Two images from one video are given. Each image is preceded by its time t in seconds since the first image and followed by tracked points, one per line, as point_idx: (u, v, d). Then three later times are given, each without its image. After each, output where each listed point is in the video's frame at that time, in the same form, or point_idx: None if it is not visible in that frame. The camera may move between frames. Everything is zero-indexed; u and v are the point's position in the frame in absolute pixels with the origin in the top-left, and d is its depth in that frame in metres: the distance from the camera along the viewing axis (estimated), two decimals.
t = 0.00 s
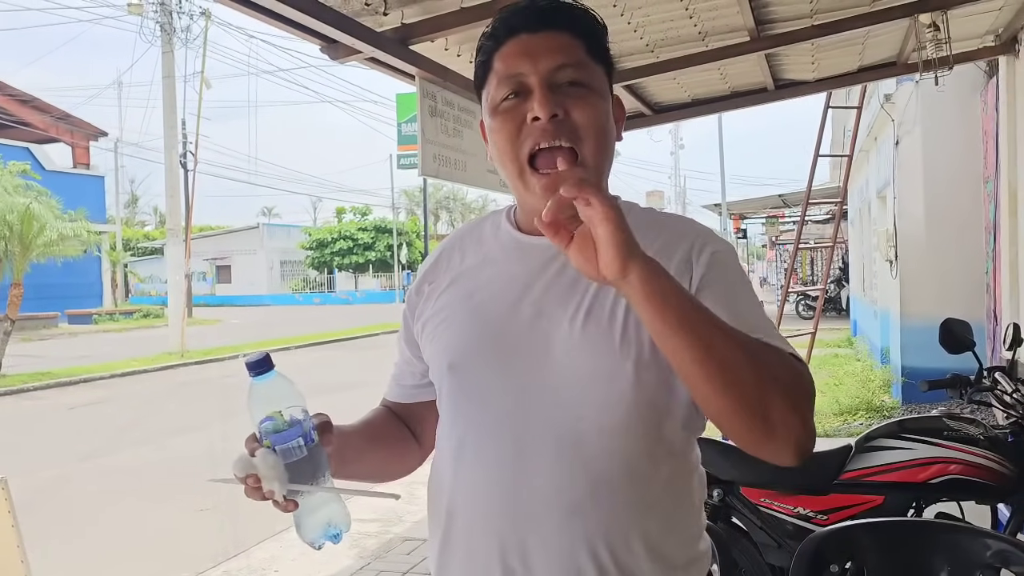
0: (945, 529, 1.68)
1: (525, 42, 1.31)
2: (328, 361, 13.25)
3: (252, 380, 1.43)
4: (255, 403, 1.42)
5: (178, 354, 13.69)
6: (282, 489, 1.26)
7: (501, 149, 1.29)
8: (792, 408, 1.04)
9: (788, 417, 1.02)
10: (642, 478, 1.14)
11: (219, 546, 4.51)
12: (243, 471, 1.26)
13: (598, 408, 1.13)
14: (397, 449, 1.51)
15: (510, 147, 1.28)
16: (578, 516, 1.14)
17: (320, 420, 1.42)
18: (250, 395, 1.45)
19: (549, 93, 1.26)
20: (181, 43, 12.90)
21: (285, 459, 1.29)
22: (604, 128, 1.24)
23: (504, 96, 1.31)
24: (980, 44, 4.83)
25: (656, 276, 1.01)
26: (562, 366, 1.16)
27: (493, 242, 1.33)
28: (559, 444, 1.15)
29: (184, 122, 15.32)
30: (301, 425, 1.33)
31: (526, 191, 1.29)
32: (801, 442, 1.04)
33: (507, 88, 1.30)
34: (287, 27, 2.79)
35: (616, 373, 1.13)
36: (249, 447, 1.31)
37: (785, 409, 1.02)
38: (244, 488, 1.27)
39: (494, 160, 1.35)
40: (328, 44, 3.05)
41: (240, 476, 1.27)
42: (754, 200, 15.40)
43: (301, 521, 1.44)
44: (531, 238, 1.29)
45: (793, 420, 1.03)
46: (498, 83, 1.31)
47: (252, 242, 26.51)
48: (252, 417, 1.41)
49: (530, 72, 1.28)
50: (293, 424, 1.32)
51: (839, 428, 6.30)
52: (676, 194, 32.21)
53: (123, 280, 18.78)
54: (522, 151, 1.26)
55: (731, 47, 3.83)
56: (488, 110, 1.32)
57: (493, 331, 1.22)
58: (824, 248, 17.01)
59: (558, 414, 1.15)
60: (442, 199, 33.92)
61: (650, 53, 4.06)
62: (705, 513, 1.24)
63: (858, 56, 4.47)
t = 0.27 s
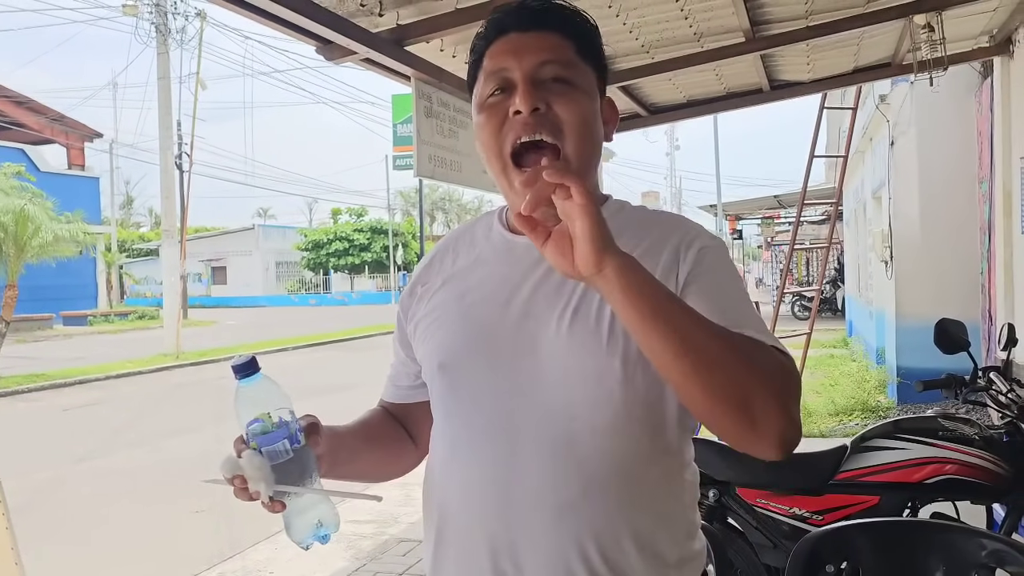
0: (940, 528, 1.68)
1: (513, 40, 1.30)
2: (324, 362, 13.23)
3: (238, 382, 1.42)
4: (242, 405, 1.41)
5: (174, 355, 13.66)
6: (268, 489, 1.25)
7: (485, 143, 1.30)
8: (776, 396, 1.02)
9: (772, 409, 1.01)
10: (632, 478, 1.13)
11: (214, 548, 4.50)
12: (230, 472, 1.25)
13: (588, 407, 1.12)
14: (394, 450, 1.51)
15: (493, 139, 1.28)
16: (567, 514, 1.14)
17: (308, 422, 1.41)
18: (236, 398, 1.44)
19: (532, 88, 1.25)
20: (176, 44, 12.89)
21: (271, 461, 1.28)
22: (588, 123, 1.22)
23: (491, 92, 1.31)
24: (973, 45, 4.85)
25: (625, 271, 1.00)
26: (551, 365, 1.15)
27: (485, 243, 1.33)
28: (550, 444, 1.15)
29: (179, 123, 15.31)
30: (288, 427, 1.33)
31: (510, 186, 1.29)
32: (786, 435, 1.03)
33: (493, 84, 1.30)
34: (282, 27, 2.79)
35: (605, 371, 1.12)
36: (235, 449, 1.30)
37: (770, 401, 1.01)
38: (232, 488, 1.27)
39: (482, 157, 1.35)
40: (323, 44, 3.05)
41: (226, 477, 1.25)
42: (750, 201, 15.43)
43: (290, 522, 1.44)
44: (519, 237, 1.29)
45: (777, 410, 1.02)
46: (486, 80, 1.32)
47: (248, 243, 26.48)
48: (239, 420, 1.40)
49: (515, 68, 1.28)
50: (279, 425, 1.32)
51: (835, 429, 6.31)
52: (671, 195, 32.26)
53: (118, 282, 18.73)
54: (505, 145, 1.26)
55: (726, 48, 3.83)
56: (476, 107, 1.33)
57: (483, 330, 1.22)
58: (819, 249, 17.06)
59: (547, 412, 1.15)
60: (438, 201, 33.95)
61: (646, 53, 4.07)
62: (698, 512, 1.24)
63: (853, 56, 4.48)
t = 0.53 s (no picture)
0: (936, 529, 1.68)
1: (494, 44, 1.29)
2: (320, 363, 13.21)
3: (230, 388, 1.42)
4: (234, 411, 1.42)
5: (171, 357, 13.63)
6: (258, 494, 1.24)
7: (468, 147, 1.30)
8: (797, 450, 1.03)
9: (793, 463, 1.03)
10: (623, 481, 1.13)
11: (210, 550, 4.49)
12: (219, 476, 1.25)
13: (577, 408, 1.12)
14: (394, 453, 1.51)
15: (474, 143, 1.28)
16: (555, 516, 1.14)
17: (300, 426, 1.41)
18: (229, 405, 1.44)
19: (510, 96, 1.24)
20: (173, 45, 12.87)
21: (262, 466, 1.28)
22: (566, 130, 1.22)
23: (474, 98, 1.31)
24: (969, 46, 4.86)
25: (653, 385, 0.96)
26: (539, 368, 1.15)
27: (476, 246, 1.32)
28: (537, 446, 1.14)
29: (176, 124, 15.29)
30: (279, 432, 1.32)
31: (496, 195, 1.29)
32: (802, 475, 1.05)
33: (475, 91, 1.30)
34: (279, 29, 2.79)
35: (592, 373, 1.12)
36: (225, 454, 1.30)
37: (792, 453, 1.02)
38: (224, 494, 1.28)
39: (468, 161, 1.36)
40: (319, 46, 3.05)
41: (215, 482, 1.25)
42: (747, 202, 15.45)
43: (284, 526, 1.42)
44: (507, 241, 1.28)
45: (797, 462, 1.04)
46: (468, 85, 1.31)
47: (244, 244, 26.41)
48: (231, 426, 1.40)
49: (494, 74, 1.27)
50: (270, 431, 1.31)
51: (831, 430, 6.32)
52: (669, 196, 32.30)
53: (115, 283, 18.69)
54: (485, 150, 1.26)
55: (723, 49, 3.83)
56: (461, 113, 1.33)
57: (472, 334, 1.22)
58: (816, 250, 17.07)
59: (535, 414, 1.15)
60: (436, 202, 33.96)
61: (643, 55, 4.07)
62: (690, 513, 1.23)
63: (850, 58, 4.49)
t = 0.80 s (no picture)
0: (936, 529, 1.68)
1: (479, 57, 1.27)
2: (319, 364, 13.19)
3: (229, 395, 1.40)
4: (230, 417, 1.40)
5: (169, 358, 13.61)
6: (258, 501, 1.24)
7: (461, 163, 1.30)
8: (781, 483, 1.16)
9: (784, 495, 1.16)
10: (622, 482, 1.13)
11: (208, 551, 4.48)
12: (220, 483, 1.25)
13: (575, 409, 1.12)
14: (393, 454, 1.51)
15: (467, 161, 1.28)
16: (551, 517, 1.14)
17: (299, 432, 1.41)
18: (227, 410, 1.42)
19: (499, 114, 1.23)
20: (171, 45, 12.87)
21: (262, 472, 1.28)
22: (557, 146, 1.22)
23: (464, 112, 1.30)
24: (967, 47, 4.86)
25: None
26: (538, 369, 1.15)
27: (474, 246, 1.32)
28: (535, 446, 1.14)
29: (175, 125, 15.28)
30: (278, 439, 1.32)
31: (491, 208, 1.29)
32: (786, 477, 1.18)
33: (465, 105, 1.28)
34: (278, 29, 2.79)
35: (590, 373, 1.12)
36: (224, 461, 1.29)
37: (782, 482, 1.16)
38: (224, 500, 1.27)
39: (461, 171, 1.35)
40: (318, 46, 3.05)
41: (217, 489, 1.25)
42: (746, 203, 15.45)
43: (283, 531, 1.42)
44: (504, 241, 1.28)
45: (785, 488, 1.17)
46: (457, 100, 1.30)
47: (243, 245, 26.35)
48: (230, 431, 1.39)
49: (482, 91, 1.26)
50: (270, 437, 1.31)
51: (830, 430, 6.32)
52: (667, 197, 32.30)
53: (113, 284, 18.66)
54: (478, 167, 1.26)
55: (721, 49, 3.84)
56: (452, 128, 1.32)
57: (470, 334, 1.21)
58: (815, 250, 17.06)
59: (533, 414, 1.15)
60: (434, 202, 33.97)
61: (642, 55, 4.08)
62: (689, 512, 1.24)
63: (848, 59, 4.50)
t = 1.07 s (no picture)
0: (938, 530, 1.67)
1: (489, 49, 1.27)
2: (319, 364, 13.19)
3: (238, 394, 1.40)
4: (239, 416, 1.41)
5: (170, 358, 13.61)
6: (268, 502, 1.25)
7: (467, 156, 1.29)
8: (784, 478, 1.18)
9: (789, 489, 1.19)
10: (628, 483, 1.13)
11: (208, 551, 4.48)
12: (229, 484, 1.25)
13: (582, 411, 1.12)
14: (387, 452, 1.50)
15: (474, 155, 1.27)
16: (558, 517, 1.14)
17: (307, 431, 1.42)
18: (235, 408, 1.42)
19: (508, 106, 1.23)
20: (171, 45, 12.86)
21: (270, 472, 1.28)
22: (566, 141, 1.22)
23: (471, 105, 1.29)
24: (968, 46, 4.86)
25: None
26: (544, 370, 1.15)
27: (477, 246, 1.32)
28: (541, 447, 1.14)
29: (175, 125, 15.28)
30: (288, 439, 1.33)
31: (496, 204, 1.28)
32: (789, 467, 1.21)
33: (473, 98, 1.28)
34: (278, 29, 2.79)
35: (597, 375, 1.12)
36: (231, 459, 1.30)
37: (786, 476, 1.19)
38: (230, 502, 1.25)
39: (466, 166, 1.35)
40: (318, 46, 3.05)
41: (225, 490, 1.25)
42: (747, 202, 15.44)
43: (288, 532, 1.43)
44: (508, 239, 1.28)
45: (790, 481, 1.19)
46: (465, 92, 1.30)
47: (243, 245, 26.33)
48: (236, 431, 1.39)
49: (491, 84, 1.25)
50: (279, 437, 1.32)
51: (830, 429, 6.31)
52: (668, 196, 32.28)
53: (114, 284, 18.67)
54: (484, 160, 1.26)
55: (722, 48, 3.83)
56: (459, 120, 1.31)
57: (474, 335, 1.21)
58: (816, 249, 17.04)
59: (540, 415, 1.14)
60: (435, 202, 33.99)
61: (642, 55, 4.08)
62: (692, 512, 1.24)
63: (849, 57, 4.49)
